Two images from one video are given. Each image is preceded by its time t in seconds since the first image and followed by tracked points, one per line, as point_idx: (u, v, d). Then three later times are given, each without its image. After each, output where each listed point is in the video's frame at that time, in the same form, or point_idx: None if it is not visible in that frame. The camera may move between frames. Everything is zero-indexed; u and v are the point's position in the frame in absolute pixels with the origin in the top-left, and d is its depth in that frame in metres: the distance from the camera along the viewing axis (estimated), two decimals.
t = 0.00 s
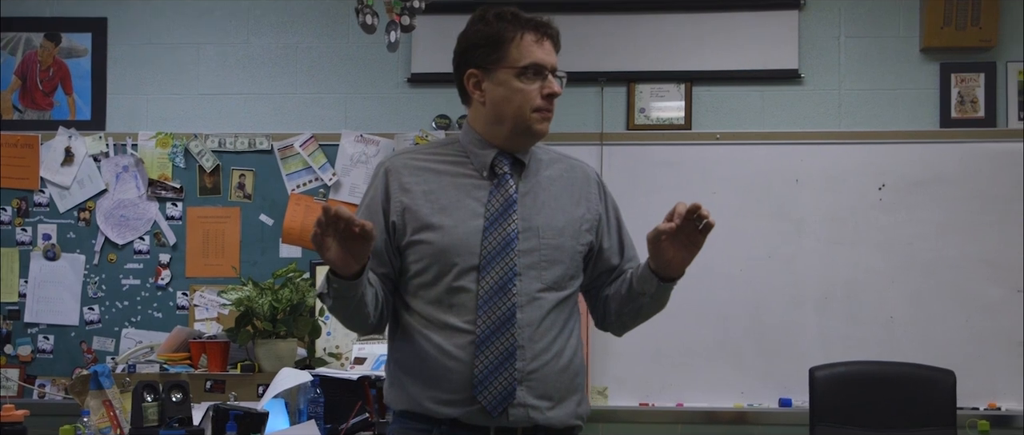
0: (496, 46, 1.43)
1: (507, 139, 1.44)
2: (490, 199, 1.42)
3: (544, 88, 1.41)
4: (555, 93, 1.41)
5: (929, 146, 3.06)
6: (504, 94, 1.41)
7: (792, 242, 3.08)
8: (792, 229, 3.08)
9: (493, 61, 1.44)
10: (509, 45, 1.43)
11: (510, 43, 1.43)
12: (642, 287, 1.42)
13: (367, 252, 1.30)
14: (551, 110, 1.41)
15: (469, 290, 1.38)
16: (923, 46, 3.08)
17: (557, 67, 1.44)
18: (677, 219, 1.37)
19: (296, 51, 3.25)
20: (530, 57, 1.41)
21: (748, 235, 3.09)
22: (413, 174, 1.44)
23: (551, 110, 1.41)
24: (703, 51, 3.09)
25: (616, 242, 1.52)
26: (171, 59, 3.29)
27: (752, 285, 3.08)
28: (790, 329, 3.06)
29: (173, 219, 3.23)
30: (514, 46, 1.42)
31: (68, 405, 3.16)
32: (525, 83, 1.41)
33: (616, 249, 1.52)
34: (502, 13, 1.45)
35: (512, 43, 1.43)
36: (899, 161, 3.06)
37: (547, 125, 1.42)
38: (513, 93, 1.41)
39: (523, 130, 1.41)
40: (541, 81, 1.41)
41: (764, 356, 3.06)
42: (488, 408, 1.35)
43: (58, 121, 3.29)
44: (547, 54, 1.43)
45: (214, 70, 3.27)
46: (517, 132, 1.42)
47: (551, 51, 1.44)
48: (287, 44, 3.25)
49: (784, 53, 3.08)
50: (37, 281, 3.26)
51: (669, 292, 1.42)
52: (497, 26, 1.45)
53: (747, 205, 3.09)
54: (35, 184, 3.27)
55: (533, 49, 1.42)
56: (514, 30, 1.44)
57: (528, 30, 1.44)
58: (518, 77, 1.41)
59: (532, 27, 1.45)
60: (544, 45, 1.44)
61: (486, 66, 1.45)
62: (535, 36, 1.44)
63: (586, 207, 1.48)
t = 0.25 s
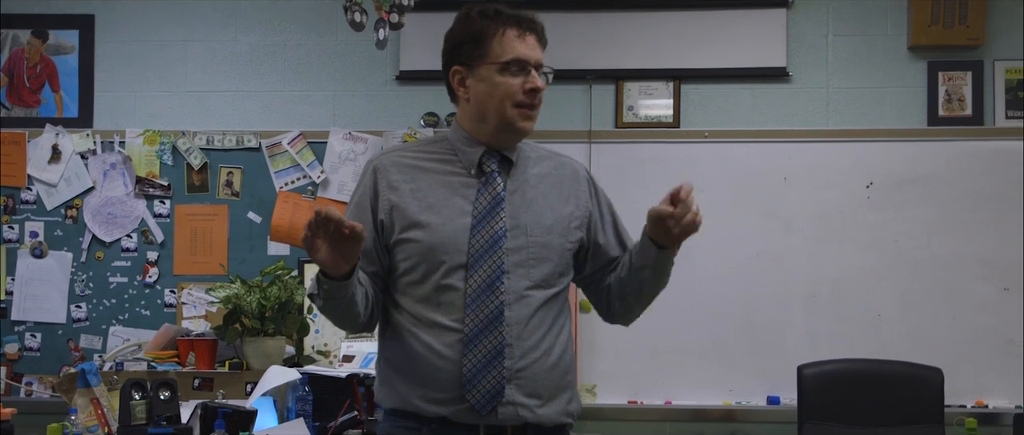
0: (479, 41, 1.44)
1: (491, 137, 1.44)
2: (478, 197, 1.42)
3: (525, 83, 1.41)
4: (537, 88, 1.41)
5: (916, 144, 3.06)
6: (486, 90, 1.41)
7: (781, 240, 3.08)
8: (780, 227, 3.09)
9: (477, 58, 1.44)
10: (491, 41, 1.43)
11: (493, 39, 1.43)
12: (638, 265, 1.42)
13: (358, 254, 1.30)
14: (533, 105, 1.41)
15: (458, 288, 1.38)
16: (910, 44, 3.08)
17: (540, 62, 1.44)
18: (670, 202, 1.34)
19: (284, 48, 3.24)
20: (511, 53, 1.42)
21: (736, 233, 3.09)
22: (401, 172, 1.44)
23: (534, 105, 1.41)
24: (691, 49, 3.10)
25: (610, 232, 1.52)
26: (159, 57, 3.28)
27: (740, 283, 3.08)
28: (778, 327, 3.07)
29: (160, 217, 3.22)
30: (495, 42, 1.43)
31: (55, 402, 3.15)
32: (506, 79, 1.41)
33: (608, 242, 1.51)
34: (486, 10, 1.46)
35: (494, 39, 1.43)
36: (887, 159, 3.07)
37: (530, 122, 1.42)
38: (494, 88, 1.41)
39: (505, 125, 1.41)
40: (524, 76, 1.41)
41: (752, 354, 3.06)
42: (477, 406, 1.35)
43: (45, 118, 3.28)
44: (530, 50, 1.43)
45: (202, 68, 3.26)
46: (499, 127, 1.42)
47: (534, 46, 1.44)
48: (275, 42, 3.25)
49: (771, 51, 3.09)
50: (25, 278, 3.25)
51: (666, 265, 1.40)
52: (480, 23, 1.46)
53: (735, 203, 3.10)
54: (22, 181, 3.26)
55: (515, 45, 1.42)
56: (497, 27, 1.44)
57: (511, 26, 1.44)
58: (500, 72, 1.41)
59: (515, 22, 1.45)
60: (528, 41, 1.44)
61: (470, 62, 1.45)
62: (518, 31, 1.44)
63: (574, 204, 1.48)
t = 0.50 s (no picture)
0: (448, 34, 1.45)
1: (454, 122, 1.42)
2: (466, 191, 1.39)
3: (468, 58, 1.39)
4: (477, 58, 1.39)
5: (910, 141, 3.06)
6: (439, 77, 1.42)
7: (774, 237, 3.09)
8: (773, 224, 3.09)
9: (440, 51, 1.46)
10: (448, 31, 1.44)
11: (450, 30, 1.45)
12: (643, 199, 1.39)
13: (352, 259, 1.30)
14: (485, 81, 1.39)
15: (447, 284, 1.35)
16: (903, 42, 3.09)
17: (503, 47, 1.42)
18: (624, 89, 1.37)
19: (277, 45, 3.24)
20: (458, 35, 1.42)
21: (729, 231, 3.09)
22: (388, 170, 1.42)
23: (487, 81, 1.39)
24: (684, 47, 3.10)
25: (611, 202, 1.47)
26: (152, 54, 3.28)
27: (734, 280, 3.08)
28: (771, 324, 3.07)
29: (154, 214, 3.22)
30: (450, 31, 1.44)
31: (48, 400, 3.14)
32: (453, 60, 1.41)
33: (608, 222, 1.46)
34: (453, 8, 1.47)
35: (456, 29, 1.44)
36: (880, 157, 3.07)
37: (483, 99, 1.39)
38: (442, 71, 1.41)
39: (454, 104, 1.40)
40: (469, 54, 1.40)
41: (745, 351, 3.07)
42: (469, 402, 1.32)
43: (38, 115, 3.28)
44: (481, 30, 1.42)
45: (195, 65, 3.26)
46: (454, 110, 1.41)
47: (499, 32, 1.43)
48: (268, 39, 3.24)
49: (765, 48, 3.09)
50: (18, 275, 3.25)
51: (666, 182, 1.38)
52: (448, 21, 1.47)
53: (728, 200, 3.10)
54: (15, 179, 3.26)
55: (465, 29, 1.42)
56: (456, 17, 1.45)
57: (470, 13, 1.45)
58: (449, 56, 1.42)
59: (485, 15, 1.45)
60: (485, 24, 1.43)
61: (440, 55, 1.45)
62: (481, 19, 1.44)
63: (567, 191, 1.44)
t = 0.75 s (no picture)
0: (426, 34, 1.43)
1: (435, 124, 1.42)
2: (455, 187, 1.39)
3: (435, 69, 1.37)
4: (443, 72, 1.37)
5: (907, 139, 3.07)
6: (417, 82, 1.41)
7: (771, 235, 3.09)
8: (770, 222, 3.09)
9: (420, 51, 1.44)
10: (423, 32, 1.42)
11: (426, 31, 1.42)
12: (642, 171, 1.37)
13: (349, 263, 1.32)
14: (452, 90, 1.38)
15: (436, 280, 1.36)
16: (900, 40, 3.09)
17: (473, 46, 1.39)
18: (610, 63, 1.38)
19: (274, 43, 3.24)
20: (428, 42, 1.39)
21: (726, 228, 3.09)
22: (380, 170, 1.44)
23: (454, 90, 1.38)
24: (681, 44, 3.10)
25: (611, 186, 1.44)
26: (148, 52, 3.27)
27: (729, 279, 3.09)
28: (768, 322, 3.07)
29: (151, 212, 3.22)
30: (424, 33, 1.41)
31: (45, 398, 3.14)
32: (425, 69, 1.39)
33: (607, 207, 1.43)
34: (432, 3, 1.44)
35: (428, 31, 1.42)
36: (877, 155, 3.07)
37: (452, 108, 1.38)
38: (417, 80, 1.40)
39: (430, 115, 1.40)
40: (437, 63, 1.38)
41: (743, 349, 3.07)
42: (462, 398, 1.33)
43: (35, 113, 3.27)
44: (450, 34, 1.39)
45: (192, 62, 3.26)
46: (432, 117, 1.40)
47: (469, 30, 1.40)
48: (265, 36, 3.24)
49: (762, 46, 3.09)
50: (15, 273, 3.24)
51: (665, 149, 1.36)
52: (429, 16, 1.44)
53: (725, 198, 3.10)
54: (12, 176, 3.25)
55: (435, 33, 1.40)
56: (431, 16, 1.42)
57: (443, 13, 1.41)
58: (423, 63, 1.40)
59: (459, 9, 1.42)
60: (456, 23, 1.40)
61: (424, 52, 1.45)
62: (450, 19, 1.41)
63: (560, 183, 1.42)
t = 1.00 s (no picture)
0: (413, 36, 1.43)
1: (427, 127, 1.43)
2: (449, 187, 1.40)
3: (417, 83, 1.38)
4: (423, 86, 1.37)
5: (905, 137, 3.07)
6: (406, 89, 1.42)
7: (769, 233, 3.09)
8: (768, 220, 3.09)
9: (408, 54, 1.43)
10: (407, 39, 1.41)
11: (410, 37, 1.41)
12: (644, 171, 1.37)
13: (346, 266, 1.36)
14: (435, 100, 1.38)
15: (428, 279, 1.37)
16: (899, 38, 3.09)
17: (453, 53, 1.38)
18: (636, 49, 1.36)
19: (273, 41, 3.24)
20: (410, 53, 1.39)
21: (725, 226, 3.10)
22: (378, 170, 1.46)
23: (437, 100, 1.38)
24: (679, 42, 3.09)
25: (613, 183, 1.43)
26: (147, 50, 3.27)
27: (728, 277, 3.09)
28: (767, 320, 3.07)
29: (149, 210, 3.22)
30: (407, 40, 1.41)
31: (44, 396, 3.14)
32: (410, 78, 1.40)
33: (606, 205, 1.43)
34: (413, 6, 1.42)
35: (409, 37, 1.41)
36: (875, 153, 3.08)
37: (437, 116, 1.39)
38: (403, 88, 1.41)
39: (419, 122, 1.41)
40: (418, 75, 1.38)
41: (741, 347, 3.07)
42: (451, 397, 1.34)
43: (33, 110, 3.27)
44: (428, 45, 1.38)
45: (190, 60, 3.25)
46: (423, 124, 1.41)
47: (447, 37, 1.38)
48: (263, 34, 3.24)
49: (760, 44, 3.09)
50: (13, 271, 3.24)
51: (669, 150, 1.35)
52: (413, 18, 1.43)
53: (723, 196, 3.10)
54: (11, 174, 3.25)
55: (415, 43, 1.39)
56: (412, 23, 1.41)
57: (419, 21, 1.40)
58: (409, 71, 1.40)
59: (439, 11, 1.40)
60: (434, 32, 1.39)
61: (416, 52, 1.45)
62: (427, 26, 1.39)
63: (557, 181, 1.42)
